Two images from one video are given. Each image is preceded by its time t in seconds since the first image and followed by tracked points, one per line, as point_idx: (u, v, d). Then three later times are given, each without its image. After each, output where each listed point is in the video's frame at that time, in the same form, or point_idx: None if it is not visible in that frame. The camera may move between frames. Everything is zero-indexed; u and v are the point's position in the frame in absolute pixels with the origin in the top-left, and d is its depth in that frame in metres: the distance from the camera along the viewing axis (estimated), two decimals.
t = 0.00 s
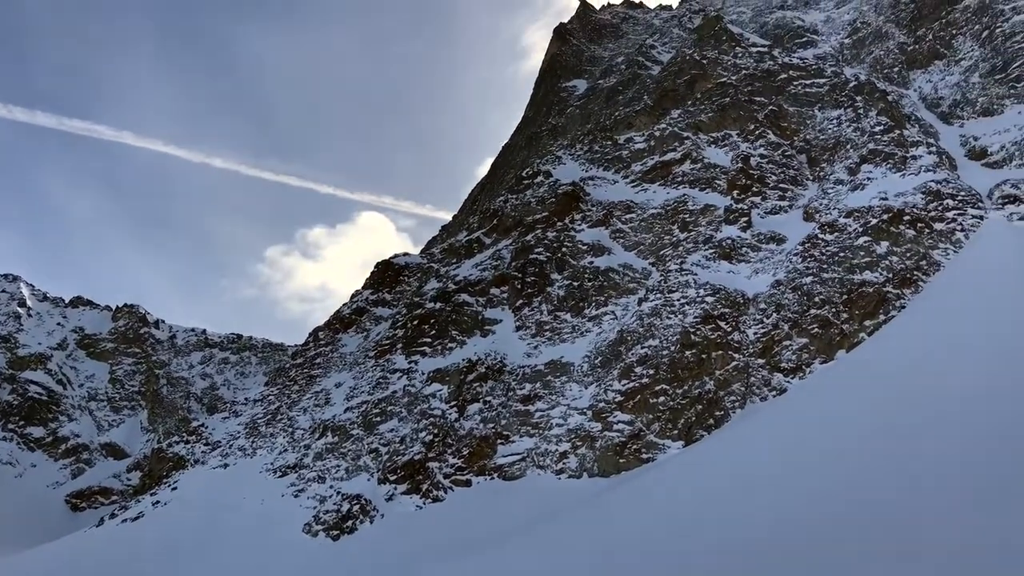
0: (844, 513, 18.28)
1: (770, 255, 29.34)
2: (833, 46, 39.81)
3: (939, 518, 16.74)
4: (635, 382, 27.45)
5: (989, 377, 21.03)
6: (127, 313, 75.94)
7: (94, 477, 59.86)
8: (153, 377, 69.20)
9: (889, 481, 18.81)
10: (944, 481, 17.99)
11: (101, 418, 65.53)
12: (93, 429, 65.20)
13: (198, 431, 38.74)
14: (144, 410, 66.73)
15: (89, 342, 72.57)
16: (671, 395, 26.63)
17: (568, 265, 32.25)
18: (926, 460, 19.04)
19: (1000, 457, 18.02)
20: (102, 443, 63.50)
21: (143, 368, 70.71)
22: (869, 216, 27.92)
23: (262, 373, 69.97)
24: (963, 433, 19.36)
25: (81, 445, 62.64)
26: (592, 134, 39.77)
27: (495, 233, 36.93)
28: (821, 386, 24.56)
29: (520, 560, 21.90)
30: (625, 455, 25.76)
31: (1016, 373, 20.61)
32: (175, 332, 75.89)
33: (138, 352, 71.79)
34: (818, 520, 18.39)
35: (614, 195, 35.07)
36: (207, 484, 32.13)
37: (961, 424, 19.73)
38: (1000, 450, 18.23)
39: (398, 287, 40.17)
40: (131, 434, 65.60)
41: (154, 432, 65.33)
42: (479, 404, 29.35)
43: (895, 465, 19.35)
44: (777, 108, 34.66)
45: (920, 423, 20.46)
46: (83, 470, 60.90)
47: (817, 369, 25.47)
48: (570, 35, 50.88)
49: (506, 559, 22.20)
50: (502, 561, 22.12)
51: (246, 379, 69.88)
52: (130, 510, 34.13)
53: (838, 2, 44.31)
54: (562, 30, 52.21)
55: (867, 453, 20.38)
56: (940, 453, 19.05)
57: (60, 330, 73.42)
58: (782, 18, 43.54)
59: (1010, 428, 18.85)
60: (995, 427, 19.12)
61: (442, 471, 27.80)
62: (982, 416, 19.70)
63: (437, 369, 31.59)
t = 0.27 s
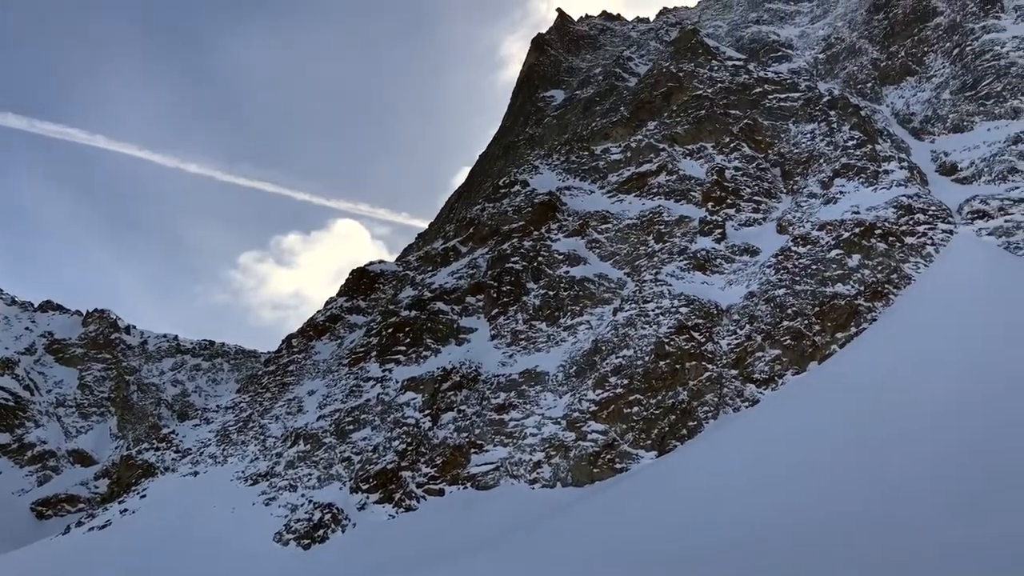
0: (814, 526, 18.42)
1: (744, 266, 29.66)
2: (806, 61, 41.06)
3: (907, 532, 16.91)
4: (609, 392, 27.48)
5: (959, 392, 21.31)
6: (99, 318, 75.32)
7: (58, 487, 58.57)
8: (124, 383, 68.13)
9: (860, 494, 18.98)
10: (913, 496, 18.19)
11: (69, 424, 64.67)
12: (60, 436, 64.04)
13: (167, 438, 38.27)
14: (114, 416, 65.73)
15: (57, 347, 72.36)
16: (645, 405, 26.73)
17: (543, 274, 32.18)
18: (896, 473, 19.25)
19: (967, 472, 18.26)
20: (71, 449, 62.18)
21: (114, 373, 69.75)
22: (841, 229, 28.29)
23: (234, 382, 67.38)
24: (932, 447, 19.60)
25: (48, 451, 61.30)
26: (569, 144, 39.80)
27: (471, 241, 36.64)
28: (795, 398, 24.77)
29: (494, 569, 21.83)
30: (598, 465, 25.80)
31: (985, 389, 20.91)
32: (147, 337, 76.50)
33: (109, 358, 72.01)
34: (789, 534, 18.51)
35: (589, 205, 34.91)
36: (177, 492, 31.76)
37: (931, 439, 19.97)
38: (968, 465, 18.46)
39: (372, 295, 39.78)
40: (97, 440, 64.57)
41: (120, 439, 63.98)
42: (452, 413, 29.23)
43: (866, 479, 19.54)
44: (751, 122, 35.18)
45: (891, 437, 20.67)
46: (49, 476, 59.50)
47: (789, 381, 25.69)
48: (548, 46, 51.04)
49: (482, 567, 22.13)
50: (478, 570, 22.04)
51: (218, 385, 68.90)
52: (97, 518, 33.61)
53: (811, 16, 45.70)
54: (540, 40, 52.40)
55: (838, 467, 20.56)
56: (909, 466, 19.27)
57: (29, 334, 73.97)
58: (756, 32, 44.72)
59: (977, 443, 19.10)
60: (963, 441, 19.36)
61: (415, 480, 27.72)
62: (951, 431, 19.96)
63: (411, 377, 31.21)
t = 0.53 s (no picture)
0: (789, 538, 18.64)
1: (718, 279, 29.92)
2: (782, 77, 41.40)
3: (893, 538, 17.13)
4: (584, 403, 27.49)
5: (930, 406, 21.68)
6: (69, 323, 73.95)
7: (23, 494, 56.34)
8: (93, 390, 66.90)
9: (833, 507, 19.21)
10: (886, 508, 18.43)
11: (36, 430, 63.52)
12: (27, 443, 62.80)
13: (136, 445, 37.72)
14: (83, 422, 64.53)
15: (26, 352, 71.11)
16: (619, 417, 26.79)
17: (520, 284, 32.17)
18: (869, 487, 19.53)
19: (938, 484, 18.57)
20: (38, 456, 60.74)
21: (83, 380, 68.58)
22: (814, 243, 28.63)
23: (206, 387, 67.18)
24: (904, 461, 19.92)
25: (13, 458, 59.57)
26: (546, 155, 39.72)
27: (448, 250, 36.01)
28: (769, 410, 25.05)
29: None
30: (572, 475, 25.82)
31: (955, 403, 21.27)
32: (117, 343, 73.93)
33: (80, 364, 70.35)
34: (763, 547, 18.69)
35: (565, 217, 34.86)
36: (147, 500, 31.39)
37: (903, 452, 20.29)
38: (939, 477, 18.77)
39: (347, 303, 39.20)
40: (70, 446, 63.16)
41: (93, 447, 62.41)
42: (427, 423, 29.12)
43: (839, 492, 19.81)
44: (726, 136, 35.51)
45: (864, 451, 20.97)
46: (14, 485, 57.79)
47: (762, 394, 25.95)
48: (526, 57, 51.05)
49: None
50: None
51: (192, 394, 67.82)
52: (63, 526, 33.06)
53: (787, 33, 46.34)
54: (519, 51, 52.45)
55: (812, 480, 20.83)
56: (882, 480, 19.57)
57: None
58: (733, 47, 45.14)
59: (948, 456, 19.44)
60: (934, 454, 19.68)
61: (388, 489, 27.61)
62: (922, 444, 20.30)
63: (385, 387, 30.86)
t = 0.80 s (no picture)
0: (766, 551, 18.92)
1: (692, 292, 30.11)
2: (757, 93, 41.91)
3: (880, 546, 17.67)
4: (558, 415, 27.41)
5: (904, 422, 22.16)
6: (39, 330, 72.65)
7: None
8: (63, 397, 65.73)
9: (809, 521, 19.54)
10: (861, 522, 18.83)
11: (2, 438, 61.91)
12: None
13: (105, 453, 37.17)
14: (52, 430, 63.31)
15: None
16: (593, 429, 26.79)
17: (495, 295, 32.04)
18: (848, 500, 19.95)
19: (912, 500, 19.05)
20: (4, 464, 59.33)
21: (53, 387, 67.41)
22: (788, 258, 28.91)
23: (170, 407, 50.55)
24: (881, 474, 20.40)
25: None
26: (523, 166, 39.61)
27: (424, 260, 36.24)
28: (744, 421, 25.29)
29: None
30: (545, 487, 25.82)
31: (928, 418, 21.91)
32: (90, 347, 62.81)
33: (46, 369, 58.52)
34: (741, 560, 18.92)
35: (541, 228, 34.88)
36: (115, 509, 30.96)
37: (879, 466, 20.76)
38: (912, 493, 19.25)
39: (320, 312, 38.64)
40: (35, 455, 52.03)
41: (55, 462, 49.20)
42: (400, 433, 28.96)
43: (814, 506, 20.15)
44: (702, 150, 35.78)
45: (842, 463, 21.42)
46: None
47: (735, 407, 26.13)
48: (504, 69, 51.04)
49: None
50: None
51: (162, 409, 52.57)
52: (27, 536, 32.45)
53: (763, 50, 47.08)
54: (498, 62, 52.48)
55: (787, 493, 21.13)
56: (857, 495, 19.99)
57: None
58: (709, 63, 45.77)
59: (920, 472, 19.94)
60: (909, 471, 20.17)
61: (361, 500, 27.46)
62: (896, 460, 20.79)
63: (358, 396, 30.67)
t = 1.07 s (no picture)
0: (734, 565, 18.92)
1: (667, 304, 30.29)
2: (732, 108, 42.40)
3: (849, 563, 17.69)
4: (531, 426, 27.32)
5: (873, 438, 22.33)
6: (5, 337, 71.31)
7: None
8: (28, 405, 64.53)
9: (779, 537, 19.59)
10: (830, 537, 18.92)
11: None
12: None
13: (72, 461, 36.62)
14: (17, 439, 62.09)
15: None
16: (567, 440, 26.66)
17: (471, 305, 32.05)
18: (818, 516, 20.00)
19: (879, 516, 19.18)
20: None
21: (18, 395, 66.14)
22: (761, 272, 29.18)
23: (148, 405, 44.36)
24: (851, 490, 20.50)
25: None
26: (501, 177, 39.76)
27: (399, 269, 36.18)
28: (713, 434, 25.46)
29: None
30: (518, 499, 25.73)
31: (897, 434, 22.09)
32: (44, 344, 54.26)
33: None
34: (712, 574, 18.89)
35: (517, 238, 34.92)
36: (81, 519, 30.51)
37: (849, 483, 20.87)
38: (882, 510, 19.36)
39: (295, 320, 38.34)
40: None
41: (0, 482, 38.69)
42: (372, 443, 28.82)
43: (783, 521, 20.21)
44: (677, 163, 36.12)
45: (812, 479, 21.50)
46: None
47: (707, 420, 26.26)
48: (483, 79, 51.12)
49: None
50: None
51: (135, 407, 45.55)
52: None
53: (738, 66, 47.80)
54: (477, 73, 52.56)
55: (757, 509, 21.18)
56: (826, 510, 20.09)
57: None
58: (685, 78, 46.02)
59: (888, 489, 20.07)
60: (878, 487, 20.32)
61: (331, 510, 27.26)
62: (865, 476, 20.94)
63: (331, 405, 30.48)
